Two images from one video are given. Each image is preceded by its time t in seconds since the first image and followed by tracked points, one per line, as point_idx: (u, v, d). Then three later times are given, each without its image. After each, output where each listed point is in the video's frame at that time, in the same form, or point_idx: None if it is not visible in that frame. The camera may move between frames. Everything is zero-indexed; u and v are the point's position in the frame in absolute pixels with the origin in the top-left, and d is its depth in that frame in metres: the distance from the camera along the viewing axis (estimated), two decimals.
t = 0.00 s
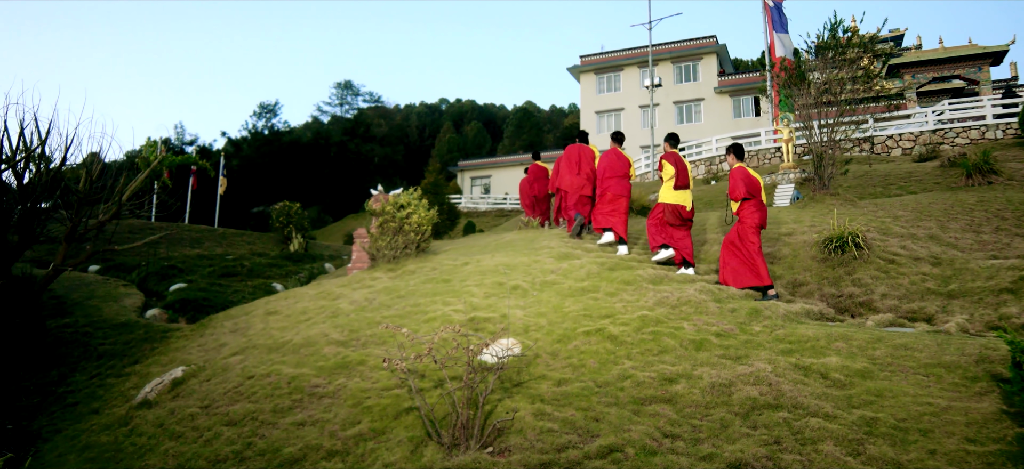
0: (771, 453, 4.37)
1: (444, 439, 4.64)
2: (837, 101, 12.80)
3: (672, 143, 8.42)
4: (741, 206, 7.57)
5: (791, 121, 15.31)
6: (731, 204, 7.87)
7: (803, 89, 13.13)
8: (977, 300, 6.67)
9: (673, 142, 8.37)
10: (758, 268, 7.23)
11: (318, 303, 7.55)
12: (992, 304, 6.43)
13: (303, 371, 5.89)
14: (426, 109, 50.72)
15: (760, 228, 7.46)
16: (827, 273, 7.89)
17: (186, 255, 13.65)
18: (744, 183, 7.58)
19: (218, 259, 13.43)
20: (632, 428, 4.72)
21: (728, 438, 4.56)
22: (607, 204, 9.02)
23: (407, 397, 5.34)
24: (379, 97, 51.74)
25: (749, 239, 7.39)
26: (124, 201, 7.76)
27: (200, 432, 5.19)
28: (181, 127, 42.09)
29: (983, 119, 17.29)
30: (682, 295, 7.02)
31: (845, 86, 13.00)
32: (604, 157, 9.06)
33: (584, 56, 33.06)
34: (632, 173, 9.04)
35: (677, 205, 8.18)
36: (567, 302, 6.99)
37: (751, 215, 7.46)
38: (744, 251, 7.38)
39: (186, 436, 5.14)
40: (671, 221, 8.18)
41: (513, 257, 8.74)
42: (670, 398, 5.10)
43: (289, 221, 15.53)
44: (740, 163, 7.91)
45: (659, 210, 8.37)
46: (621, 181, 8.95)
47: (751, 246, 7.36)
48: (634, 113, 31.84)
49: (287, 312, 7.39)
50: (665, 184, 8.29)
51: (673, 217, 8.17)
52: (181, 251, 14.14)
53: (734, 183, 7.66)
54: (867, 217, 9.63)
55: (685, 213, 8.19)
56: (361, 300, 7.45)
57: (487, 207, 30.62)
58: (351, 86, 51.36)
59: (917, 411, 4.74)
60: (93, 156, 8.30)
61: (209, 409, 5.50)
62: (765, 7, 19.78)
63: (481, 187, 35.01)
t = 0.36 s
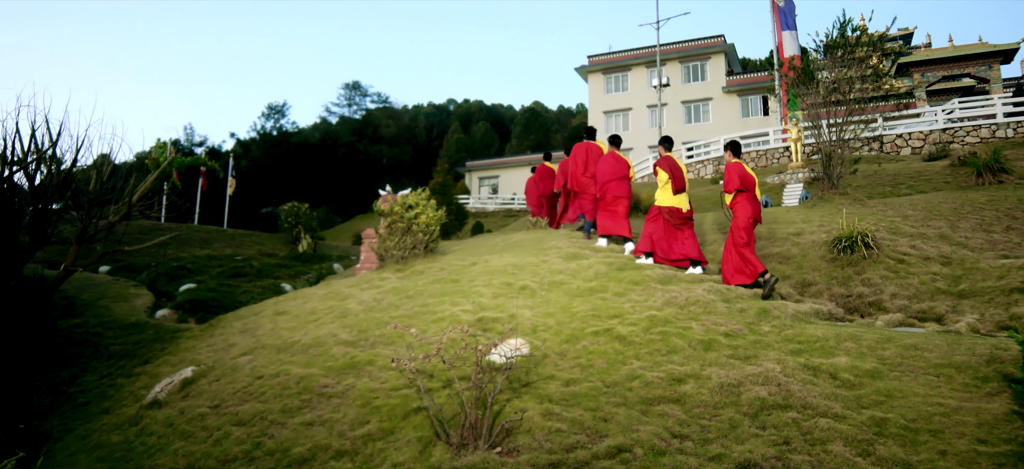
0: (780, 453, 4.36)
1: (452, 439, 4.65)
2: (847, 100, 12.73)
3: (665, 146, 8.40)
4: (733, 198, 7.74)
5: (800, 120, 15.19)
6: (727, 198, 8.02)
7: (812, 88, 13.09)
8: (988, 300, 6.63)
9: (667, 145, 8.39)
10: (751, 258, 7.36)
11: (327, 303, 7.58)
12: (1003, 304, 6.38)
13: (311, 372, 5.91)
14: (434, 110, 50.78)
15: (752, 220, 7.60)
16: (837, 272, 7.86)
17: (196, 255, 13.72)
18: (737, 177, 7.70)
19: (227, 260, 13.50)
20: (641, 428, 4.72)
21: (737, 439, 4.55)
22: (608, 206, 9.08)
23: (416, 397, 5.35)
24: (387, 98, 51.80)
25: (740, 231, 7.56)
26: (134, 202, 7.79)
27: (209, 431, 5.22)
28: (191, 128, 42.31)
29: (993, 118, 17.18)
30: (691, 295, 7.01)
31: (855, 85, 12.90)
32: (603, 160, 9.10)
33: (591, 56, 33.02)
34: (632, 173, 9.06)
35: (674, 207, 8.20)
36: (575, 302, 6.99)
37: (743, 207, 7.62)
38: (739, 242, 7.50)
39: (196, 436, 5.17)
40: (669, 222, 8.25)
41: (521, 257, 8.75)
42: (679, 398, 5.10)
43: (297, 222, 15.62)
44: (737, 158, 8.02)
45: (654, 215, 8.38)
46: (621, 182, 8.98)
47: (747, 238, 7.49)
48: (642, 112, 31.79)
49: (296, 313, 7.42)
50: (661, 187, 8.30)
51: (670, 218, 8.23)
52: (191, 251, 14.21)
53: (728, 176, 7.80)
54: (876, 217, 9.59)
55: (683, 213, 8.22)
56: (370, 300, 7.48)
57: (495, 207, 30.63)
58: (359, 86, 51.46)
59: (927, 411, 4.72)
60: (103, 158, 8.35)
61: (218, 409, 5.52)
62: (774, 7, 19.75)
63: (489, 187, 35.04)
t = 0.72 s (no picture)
0: (786, 454, 4.35)
1: (458, 439, 4.66)
2: (852, 100, 12.71)
3: (657, 145, 8.55)
4: (730, 192, 7.92)
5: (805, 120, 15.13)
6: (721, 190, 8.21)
7: (817, 88, 13.04)
8: (995, 300, 6.60)
9: (661, 146, 8.51)
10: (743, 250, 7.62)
11: (332, 304, 7.61)
12: (1011, 305, 6.36)
13: (317, 372, 5.93)
14: (440, 111, 50.84)
15: (748, 212, 7.79)
16: (843, 273, 7.84)
17: (202, 256, 13.76)
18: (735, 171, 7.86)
19: (233, 260, 13.55)
20: (646, 429, 4.72)
21: (743, 439, 4.55)
22: (609, 206, 9.15)
23: (422, 398, 5.36)
24: (392, 98, 51.80)
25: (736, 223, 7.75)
26: (140, 203, 7.82)
27: (215, 431, 5.24)
28: (198, 130, 42.43)
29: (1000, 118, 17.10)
30: (696, 296, 7.00)
31: (860, 85, 12.83)
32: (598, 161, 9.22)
33: (596, 57, 33.08)
34: (629, 172, 9.13)
35: (668, 205, 8.29)
36: (580, 303, 7.00)
37: (739, 200, 7.83)
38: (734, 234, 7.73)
39: (202, 436, 5.19)
40: (664, 221, 8.31)
41: (527, 257, 8.75)
42: (684, 398, 5.09)
43: (303, 223, 15.67)
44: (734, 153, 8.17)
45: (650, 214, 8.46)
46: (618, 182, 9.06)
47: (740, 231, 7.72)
48: (647, 113, 31.78)
49: (302, 313, 7.45)
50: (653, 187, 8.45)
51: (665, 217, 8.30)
52: (197, 252, 14.27)
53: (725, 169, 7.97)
54: (882, 217, 9.56)
55: (677, 211, 8.30)
56: (375, 301, 7.50)
57: (500, 208, 30.62)
58: (364, 87, 51.52)
59: (934, 412, 4.71)
60: (111, 159, 8.39)
61: (225, 409, 5.55)
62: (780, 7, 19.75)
63: (495, 188, 35.04)
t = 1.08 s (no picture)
0: (791, 454, 4.35)
1: (463, 439, 4.66)
2: (857, 100, 12.72)
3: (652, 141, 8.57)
4: (724, 192, 7.89)
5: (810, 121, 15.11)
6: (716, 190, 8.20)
7: (821, 88, 13.04)
8: (1001, 300, 6.59)
9: (654, 140, 8.57)
10: (739, 254, 7.64)
11: (337, 305, 7.63)
12: (1016, 305, 6.35)
13: (322, 372, 5.95)
14: (444, 111, 50.87)
15: (741, 212, 7.75)
16: (847, 273, 7.83)
17: (208, 257, 13.80)
18: (729, 171, 7.86)
19: (238, 261, 13.59)
20: (651, 429, 4.72)
21: (748, 439, 4.54)
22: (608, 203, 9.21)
23: (426, 398, 5.37)
24: (397, 99, 51.81)
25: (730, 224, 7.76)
26: (146, 204, 7.82)
27: (221, 432, 5.26)
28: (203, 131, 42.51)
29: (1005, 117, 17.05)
30: (700, 296, 6.99)
31: (865, 85, 12.85)
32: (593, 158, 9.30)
33: (600, 57, 33.05)
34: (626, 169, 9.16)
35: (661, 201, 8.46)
36: (584, 303, 7.00)
37: (732, 200, 7.79)
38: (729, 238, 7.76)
39: (208, 436, 5.22)
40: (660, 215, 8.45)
41: (531, 258, 8.76)
42: (689, 399, 5.09)
43: (308, 223, 15.70)
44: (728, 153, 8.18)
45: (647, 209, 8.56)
46: (615, 179, 9.11)
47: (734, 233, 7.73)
48: (651, 113, 31.77)
49: (306, 314, 7.47)
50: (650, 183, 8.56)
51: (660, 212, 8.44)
52: (202, 253, 14.30)
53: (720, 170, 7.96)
54: (887, 217, 9.54)
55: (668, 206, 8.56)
56: (380, 301, 7.51)
57: (504, 208, 30.64)
58: (368, 88, 51.55)
59: (939, 412, 4.71)
60: (117, 161, 8.40)
61: (230, 410, 5.57)
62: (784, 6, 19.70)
63: (499, 189, 35.04)
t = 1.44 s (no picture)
0: (796, 454, 4.35)
1: (468, 440, 4.67)
2: (861, 99, 12.67)
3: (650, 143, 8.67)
4: (719, 195, 7.92)
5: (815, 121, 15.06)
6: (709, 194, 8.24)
7: (826, 88, 13.07)
8: (1007, 300, 6.57)
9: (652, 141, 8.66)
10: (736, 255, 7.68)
11: (342, 305, 7.65)
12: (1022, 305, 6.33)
13: (328, 373, 5.97)
14: (449, 112, 50.90)
15: (736, 215, 7.81)
16: (852, 273, 7.82)
17: (213, 258, 13.84)
18: (723, 175, 7.92)
19: (244, 262, 13.62)
20: (656, 429, 4.72)
21: (753, 440, 4.54)
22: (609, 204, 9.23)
23: (431, 398, 5.38)
24: (401, 100, 51.84)
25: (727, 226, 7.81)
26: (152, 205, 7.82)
27: (226, 432, 5.29)
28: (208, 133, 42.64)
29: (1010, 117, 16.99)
30: (705, 296, 6.99)
31: (869, 84, 12.81)
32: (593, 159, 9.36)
33: (604, 57, 33.03)
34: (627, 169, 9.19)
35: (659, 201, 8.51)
36: (589, 303, 7.00)
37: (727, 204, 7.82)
38: (725, 239, 7.80)
39: (213, 437, 5.24)
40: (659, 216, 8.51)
41: (535, 258, 8.76)
42: (694, 399, 5.09)
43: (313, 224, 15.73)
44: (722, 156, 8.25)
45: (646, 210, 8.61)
46: (615, 179, 9.14)
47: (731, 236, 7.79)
48: (654, 113, 31.74)
49: (312, 315, 7.49)
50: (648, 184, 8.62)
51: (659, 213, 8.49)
52: (208, 254, 14.35)
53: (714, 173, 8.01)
54: (892, 217, 9.52)
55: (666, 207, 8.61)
56: (385, 302, 7.53)
57: (508, 209, 30.64)
58: (373, 89, 51.64)
59: (945, 412, 4.69)
60: (124, 163, 8.43)
61: (236, 410, 5.59)
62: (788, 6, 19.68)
63: (503, 189, 35.01)
